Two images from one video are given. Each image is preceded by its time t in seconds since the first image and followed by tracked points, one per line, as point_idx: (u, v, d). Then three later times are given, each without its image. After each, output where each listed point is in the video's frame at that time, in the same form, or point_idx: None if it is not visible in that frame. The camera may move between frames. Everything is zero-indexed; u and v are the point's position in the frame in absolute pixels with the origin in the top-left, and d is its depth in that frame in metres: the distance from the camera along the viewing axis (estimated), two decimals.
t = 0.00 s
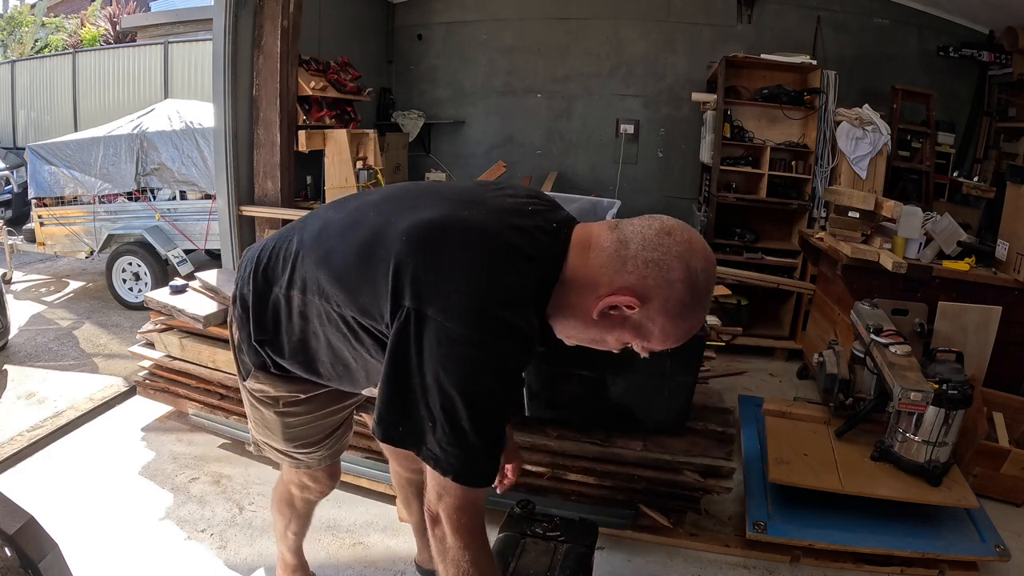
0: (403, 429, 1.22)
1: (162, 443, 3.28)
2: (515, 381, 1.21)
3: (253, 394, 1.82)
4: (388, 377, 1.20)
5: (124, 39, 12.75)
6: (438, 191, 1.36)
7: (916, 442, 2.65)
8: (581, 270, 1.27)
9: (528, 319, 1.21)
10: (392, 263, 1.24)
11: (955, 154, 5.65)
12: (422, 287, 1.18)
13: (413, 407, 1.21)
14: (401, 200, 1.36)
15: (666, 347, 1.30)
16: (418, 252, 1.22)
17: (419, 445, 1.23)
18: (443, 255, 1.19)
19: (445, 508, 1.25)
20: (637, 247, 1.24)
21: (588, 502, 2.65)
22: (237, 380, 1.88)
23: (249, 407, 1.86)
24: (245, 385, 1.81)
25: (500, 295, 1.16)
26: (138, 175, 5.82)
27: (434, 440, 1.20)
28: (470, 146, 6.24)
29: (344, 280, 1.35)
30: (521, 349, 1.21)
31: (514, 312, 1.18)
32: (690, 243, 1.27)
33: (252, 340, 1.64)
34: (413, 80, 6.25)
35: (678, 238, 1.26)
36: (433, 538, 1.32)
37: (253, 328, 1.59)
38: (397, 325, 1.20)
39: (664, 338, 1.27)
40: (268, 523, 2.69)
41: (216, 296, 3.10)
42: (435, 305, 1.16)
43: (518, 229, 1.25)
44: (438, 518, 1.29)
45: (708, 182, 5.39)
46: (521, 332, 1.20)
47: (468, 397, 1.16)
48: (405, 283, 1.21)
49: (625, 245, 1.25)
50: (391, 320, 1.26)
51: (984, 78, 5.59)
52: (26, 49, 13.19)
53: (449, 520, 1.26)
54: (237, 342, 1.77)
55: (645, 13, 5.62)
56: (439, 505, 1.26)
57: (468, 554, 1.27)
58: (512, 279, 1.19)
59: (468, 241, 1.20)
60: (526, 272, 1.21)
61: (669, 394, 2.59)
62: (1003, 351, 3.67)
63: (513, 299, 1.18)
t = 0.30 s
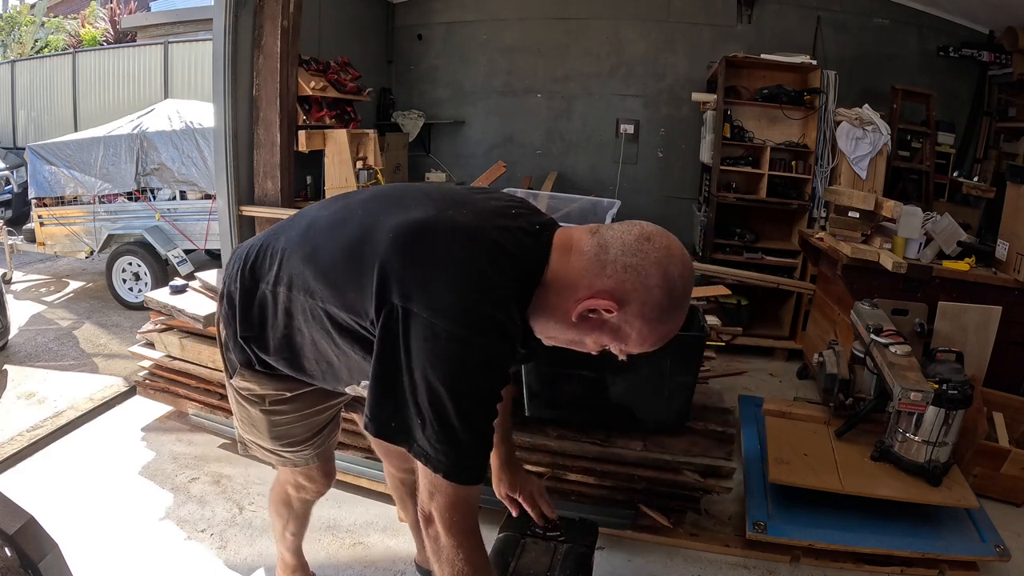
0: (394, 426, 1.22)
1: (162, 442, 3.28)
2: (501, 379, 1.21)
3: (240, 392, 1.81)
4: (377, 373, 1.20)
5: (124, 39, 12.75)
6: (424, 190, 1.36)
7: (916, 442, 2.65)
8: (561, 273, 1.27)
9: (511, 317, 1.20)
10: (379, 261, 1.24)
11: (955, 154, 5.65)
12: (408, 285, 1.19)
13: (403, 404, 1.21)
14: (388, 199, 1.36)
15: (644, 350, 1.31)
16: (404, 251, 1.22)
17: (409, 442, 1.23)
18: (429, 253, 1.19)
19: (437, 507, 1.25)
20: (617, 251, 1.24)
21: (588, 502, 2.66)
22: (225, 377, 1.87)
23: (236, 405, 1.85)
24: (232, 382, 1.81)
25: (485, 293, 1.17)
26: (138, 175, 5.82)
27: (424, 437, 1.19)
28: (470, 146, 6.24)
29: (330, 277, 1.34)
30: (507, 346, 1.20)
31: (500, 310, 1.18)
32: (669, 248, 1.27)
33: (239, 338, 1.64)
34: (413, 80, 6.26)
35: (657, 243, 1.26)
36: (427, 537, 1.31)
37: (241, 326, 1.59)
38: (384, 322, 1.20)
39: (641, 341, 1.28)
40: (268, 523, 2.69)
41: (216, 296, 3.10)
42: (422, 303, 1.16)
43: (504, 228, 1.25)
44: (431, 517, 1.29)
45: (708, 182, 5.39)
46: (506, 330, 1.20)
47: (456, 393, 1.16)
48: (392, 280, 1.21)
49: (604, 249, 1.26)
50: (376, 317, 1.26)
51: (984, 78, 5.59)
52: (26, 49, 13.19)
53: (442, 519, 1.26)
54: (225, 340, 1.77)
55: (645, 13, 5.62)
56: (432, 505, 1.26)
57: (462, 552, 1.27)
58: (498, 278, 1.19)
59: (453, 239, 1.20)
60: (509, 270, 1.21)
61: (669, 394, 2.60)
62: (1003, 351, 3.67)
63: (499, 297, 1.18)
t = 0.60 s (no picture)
0: (387, 427, 1.23)
1: (162, 443, 3.28)
2: (492, 379, 1.21)
3: (233, 393, 1.79)
4: (369, 374, 1.20)
5: (124, 39, 12.74)
6: (414, 192, 1.37)
7: (916, 442, 2.65)
8: (548, 278, 1.26)
9: (501, 318, 1.20)
10: (369, 262, 1.25)
11: (955, 154, 5.65)
12: (398, 285, 1.19)
13: (395, 404, 1.21)
14: (377, 200, 1.37)
15: (631, 354, 1.31)
16: (394, 252, 1.22)
17: (403, 442, 1.23)
18: (418, 254, 1.20)
19: (433, 508, 1.25)
20: (604, 257, 1.24)
21: (588, 502, 2.66)
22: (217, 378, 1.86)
23: (229, 405, 1.84)
24: (225, 383, 1.79)
25: (474, 294, 1.17)
26: (138, 175, 5.83)
27: (417, 438, 1.20)
28: (470, 146, 6.24)
29: (321, 278, 1.34)
30: (498, 346, 1.20)
31: (490, 311, 1.18)
32: (656, 253, 1.26)
33: (230, 338, 1.64)
34: (413, 80, 6.26)
35: (644, 248, 1.26)
36: (423, 538, 1.31)
37: (232, 327, 1.59)
38: (374, 322, 1.20)
39: (628, 345, 1.27)
40: (268, 523, 2.69)
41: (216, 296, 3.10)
42: (412, 303, 1.17)
43: (492, 229, 1.26)
44: (426, 518, 1.29)
45: (708, 182, 5.39)
46: (496, 330, 1.20)
47: (448, 393, 1.16)
48: (382, 281, 1.21)
49: (591, 253, 1.25)
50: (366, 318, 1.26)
51: (984, 78, 5.59)
52: (26, 49, 13.19)
53: (437, 519, 1.26)
54: (217, 340, 1.77)
55: (645, 13, 5.62)
56: (427, 506, 1.26)
57: (457, 553, 1.27)
58: (487, 278, 1.19)
59: (442, 240, 1.20)
60: (498, 272, 1.21)
61: (669, 394, 2.60)
62: (1003, 351, 3.67)
63: (489, 297, 1.18)
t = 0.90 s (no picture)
0: (384, 427, 1.23)
1: (162, 443, 3.28)
2: (489, 379, 1.21)
3: (230, 391, 1.81)
4: (365, 374, 1.21)
5: (123, 39, 12.73)
6: (409, 192, 1.37)
7: (916, 442, 2.65)
8: (542, 279, 1.26)
9: (497, 318, 1.20)
10: (364, 262, 1.25)
11: (955, 154, 5.65)
12: (394, 286, 1.19)
13: (393, 405, 1.21)
14: (373, 200, 1.37)
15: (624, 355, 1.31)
16: (389, 252, 1.22)
17: (400, 443, 1.23)
18: (413, 254, 1.20)
19: (431, 508, 1.25)
20: (598, 258, 1.24)
21: (588, 502, 2.65)
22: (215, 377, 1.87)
23: (227, 404, 1.85)
24: (222, 381, 1.80)
25: (469, 294, 1.17)
26: (138, 175, 5.83)
27: (415, 438, 1.20)
28: (470, 146, 6.24)
29: (316, 278, 1.34)
30: (494, 347, 1.20)
31: (485, 311, 1.18)
32: (650, 255, 1.26)
33: (226, 337, 1.64)
34: (413, 80, 6.26)
35: (638, 250, 1.26)
36: (422, 538, 1.32)
37: (228, 326, 1.59)
38: (370, 323, 1.20)
39: (621, 346, 1.28)
40: (267, 523, 2.69)
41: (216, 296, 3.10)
42: (408, 304, 1.17)
43: (486, 230, 1.26)
44: (425, 518, 1.29)
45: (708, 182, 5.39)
46: (492, 331, 1.20)
47: (445, 393, 1.16)
48: (378, 282, 1.21)
49: (586, 254, 1.25)
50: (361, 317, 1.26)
51: (984, 78, 5.59)
52: (26, 49, 13.20)
53: (435, 519, 1.26)
54: (212, 339, 1.77)
55: (645, 13, 5.62)
56: (426, 507, 1.26)
57: (456, 553, 1.27)
58: (483, 279, 1.19)
59: (437, 241, 1.20)
60: (493, 272, 1.21)
61: (669, 394, 2.60)
62: (1003, 351, 3.67)
63: (484, 298, 1.18)
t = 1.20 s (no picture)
0: (384, 428, 1.23)
1: (162, 443, 3.28)
2: (490, 379, 1.20)
3: (230, 391, 1.81)
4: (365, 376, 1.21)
5: (123, 39, 12.72)
6: (407, 192, 1.37)
7: (916, 442, 2.65)
8: (541, 276, 1.27)
9: (497, 318, 1.20)
10: (363, 263, 1.25)
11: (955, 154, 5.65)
12: (393, 287, 1.18)
13: (392, 406, 1.21)
14: (371, 201, 1.37)
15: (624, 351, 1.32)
16: (387, 254, 1.22)
17: (400, 444, 1.23)
18: (411, 256, 1.19)
19: (431, 508, 1.25)
20: (596, 253, 1.24)
21: (589, 503, 2.66)
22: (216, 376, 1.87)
23: (228, 403, 1.85)
24: (223, 380, 1.80)
25: (468, 295, 1.16)
26: (138, 175, 5.83)
27: (415, 439, 1.20)
28: (470, 146, 6.24)
29: (314, 278, 1.34)
30: (493, 348, 1.20)
31: (485, 311, 1.18)
32: (648, 249, 1.27)
33: (226, 337, 1.64)
34: (413, 80, 6.26)
35: (636, 244, 1.26)
36: (422, 539, 1.32)
37: (229, 326, 1.59)
38: (369, 324, 1.20)
39: (621, 342, 1.29)
40: (267, 523, 2.69)
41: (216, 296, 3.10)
42: (407, 305, 1.16)
43: (485, 230, 1.26)
44: (425, 518, 1.29)
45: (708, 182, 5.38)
46: (492, 331, 1.19)
47: (445, 394, 1.15)
48: (377, 283, 1.21)
49: (584, 250, 1.26)
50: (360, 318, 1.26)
51: (984, 78, 5.59)
52: (26, 48, 13.20)
53: (435, 520, 1.26)
54: (214, 339, 1.77)
55: (646, 13, 5.62)
56: (426, 507, 1.26)
57: (456, 554, 1.26)
58: (481, 279, 1.19)
59: (436, 242, 1.20)
60: (491, 272, 1.21)
61: (669, 394, 2.59)
62: (1003, 351, 3.66)
63: (483, 298, 1.18)
